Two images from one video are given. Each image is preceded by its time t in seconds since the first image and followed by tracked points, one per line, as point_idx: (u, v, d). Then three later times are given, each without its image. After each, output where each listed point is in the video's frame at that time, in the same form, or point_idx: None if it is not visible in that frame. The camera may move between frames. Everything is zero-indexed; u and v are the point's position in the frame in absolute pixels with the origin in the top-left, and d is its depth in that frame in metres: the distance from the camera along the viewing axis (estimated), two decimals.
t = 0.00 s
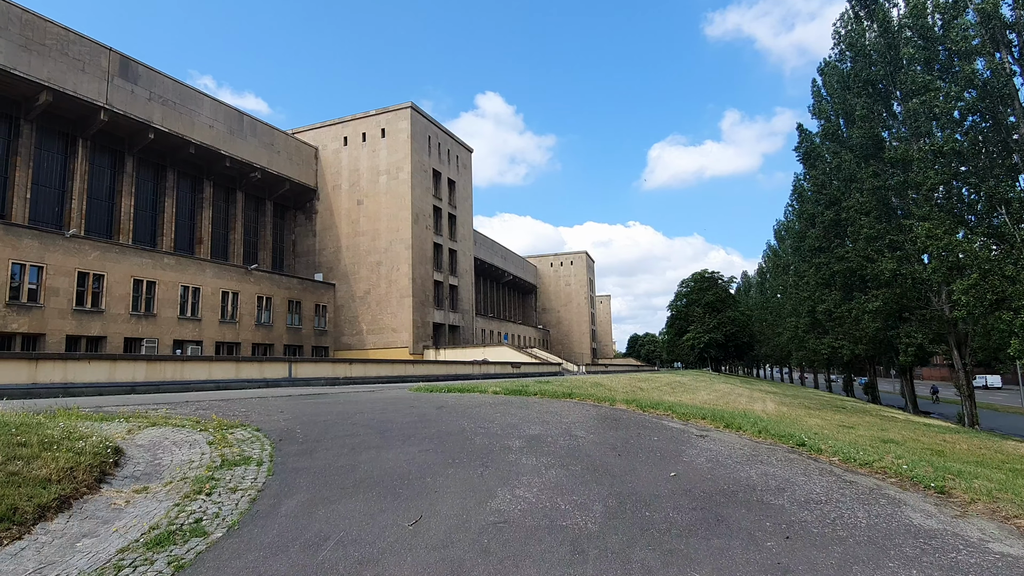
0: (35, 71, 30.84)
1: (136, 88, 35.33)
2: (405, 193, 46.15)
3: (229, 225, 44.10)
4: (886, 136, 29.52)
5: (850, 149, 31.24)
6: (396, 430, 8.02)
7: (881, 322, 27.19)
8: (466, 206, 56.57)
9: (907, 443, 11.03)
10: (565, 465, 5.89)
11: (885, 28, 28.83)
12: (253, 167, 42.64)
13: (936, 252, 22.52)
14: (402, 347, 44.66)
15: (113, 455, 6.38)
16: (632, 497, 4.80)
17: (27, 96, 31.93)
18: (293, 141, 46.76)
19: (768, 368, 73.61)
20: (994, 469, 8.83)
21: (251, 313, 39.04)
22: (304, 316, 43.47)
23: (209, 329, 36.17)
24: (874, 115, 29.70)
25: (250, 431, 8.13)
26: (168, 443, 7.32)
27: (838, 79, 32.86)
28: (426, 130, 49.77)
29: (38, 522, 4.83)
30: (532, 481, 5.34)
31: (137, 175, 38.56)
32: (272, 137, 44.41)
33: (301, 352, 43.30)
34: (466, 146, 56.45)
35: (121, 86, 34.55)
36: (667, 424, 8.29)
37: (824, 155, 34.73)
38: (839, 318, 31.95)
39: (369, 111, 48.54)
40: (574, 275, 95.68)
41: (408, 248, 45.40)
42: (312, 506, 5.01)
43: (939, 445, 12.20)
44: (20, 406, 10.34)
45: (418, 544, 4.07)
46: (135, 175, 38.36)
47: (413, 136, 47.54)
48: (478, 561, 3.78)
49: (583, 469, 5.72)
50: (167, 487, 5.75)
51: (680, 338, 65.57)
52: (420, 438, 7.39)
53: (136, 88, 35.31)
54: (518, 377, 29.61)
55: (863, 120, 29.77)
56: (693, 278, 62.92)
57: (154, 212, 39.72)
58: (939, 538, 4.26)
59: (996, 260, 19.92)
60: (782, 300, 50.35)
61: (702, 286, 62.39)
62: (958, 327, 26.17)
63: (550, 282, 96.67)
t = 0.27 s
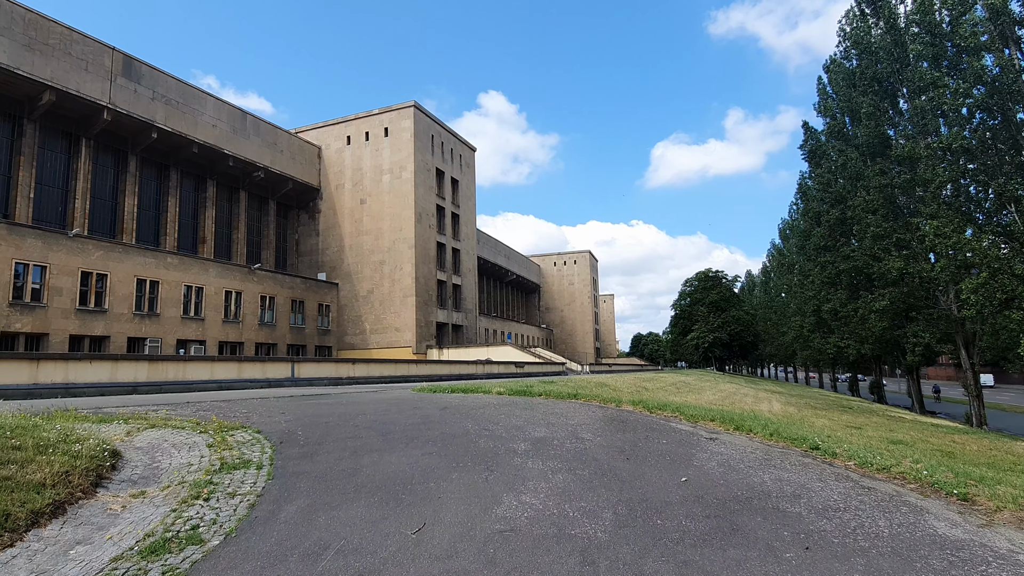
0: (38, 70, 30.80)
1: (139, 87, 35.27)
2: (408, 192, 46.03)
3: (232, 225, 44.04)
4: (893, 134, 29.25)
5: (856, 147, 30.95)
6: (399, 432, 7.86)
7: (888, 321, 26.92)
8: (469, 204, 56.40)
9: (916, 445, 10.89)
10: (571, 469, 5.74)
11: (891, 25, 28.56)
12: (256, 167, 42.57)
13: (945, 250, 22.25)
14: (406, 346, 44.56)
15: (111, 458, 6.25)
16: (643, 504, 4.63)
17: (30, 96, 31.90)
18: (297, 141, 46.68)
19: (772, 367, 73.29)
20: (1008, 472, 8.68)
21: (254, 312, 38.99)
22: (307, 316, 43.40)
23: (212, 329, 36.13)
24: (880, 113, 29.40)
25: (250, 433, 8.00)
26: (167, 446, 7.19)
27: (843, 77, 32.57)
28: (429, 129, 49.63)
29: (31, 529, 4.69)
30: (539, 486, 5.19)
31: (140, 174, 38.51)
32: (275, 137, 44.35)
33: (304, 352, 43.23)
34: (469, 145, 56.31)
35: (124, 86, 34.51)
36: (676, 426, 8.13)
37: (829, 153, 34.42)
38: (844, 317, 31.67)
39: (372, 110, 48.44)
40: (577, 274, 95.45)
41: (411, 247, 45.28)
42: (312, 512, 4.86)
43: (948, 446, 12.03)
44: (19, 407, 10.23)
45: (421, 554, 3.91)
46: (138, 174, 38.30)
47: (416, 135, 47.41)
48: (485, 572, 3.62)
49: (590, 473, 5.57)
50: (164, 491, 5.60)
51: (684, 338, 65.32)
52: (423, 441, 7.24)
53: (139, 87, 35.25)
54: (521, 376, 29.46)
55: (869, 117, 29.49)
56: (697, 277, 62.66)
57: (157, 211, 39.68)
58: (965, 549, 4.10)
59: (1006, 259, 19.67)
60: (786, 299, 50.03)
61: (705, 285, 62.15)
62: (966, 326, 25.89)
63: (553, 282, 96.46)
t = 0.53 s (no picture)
0: (42, 70, 30.79)
1: (142, 87, 35.25)
2: (411, 191, 45.94)
3: (235, 224, 44.02)
4: (899, 132, 29.03)
5: (861, 145, 30.71)
6: (404, 434, 7.75)
7: (894, 321, 26.70)
8: (473, 203, 56.29)
9: (927, 446, 10.78)
10: (579, 473, 5.63)
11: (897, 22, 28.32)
12: (259, 166, 42.53)
13: (954, 249, 22.03)
14: (409, 346, 44.49)
15: (112, 461, 6.15)
16: (655, 511, 4.51)
17: (34, 96, 31.90)
18: (300, 140, 46.63)
19: (777, 366, 72.99)
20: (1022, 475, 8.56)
21: (258, 312, 38.96)
22: (310, 315, 43.36)
23: (216, 328, 36.11)
24: (886, 111, 29.15)
25: (253, 435, 7.90)
26: (168, 449, 7.09)
27: (848, 75, 32.33)
28: (432, 128, 49.53)
29: (29, 535, 4.60)
30: (548, 492, 5.08)
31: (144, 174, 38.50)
32: (278, 136, 44.30)
33: (308, 351, 43.20)
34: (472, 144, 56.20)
35: (127, 85, 34.48)
36: (685, 429, 8.02)
37: (834, 151, 34.16)
38: (850, 316, 31.41)
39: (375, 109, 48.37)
40: (581, 273, 95.26)
41: (415, 247, 45.21)
42: (315, 519, 4.74)
43: (957, 447, 11.89)
44: (21, 408, 10.17)
45: (427, 565, 3.79)
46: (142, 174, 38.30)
47: (419, 134, 47.31)
48: None
49: (599, 478, 5.46)
50: (165, 496, 5.51)
51: (688, 337, 65.08)
52: (428, 443, 7.12)
53: (142, 87, 35.23)
54: (525, 376, 29.34)
55: (875, 115, 29.24)
56: (701, 276, 62.45)
57: (161, 211, 39.67)
58: (993, 560, 3.98)
59: (1016, 258, 19.43)
60: (791, 298, 49.78)
61: (710, 284, 61.91)
62: (974, 325, 25.64)
63: (557, 281, 96.27)
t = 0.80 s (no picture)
0: (44, 69, 30.75)
1: (145, 86, 35.19)
2: (414, 190, 45.85)
3: (238, 223, 43.99)
4: (905, 129, 28.77)
5: (867, 143, 30.44)
6: (409, 434, 7.64)
7: (901, 319, 26.47)
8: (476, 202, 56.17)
9: (937, 446, 10.67)
10: (590, 475, 5.53)
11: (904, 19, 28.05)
12: (262, 165, 42.49)
13: (962, 247, 21.80)
14: (412, 345, 44.42)
15: (113, 462, 6.04)
16: (671, 514, 4.46)
17: (37, 95, 31.86)
18: (302, 139, 46.55)
19: (780, 365, 72.69)
20: None
21: (261, 311, 38.90)
22: (313, 314, 43.30)
23: (219, 327, 36.07)
24: (892, 108, 28.88)
25: (256, 435, 7.79)
26: (171, 449, 6.99)
27: (853, 72, 32.07)
28: (435, 127, 49.41)
29: (29, 538, 4.49)
30: (558, 494, 4.98)
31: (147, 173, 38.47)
32: (281, 135, 44.22)
33: (311, 350, 43.14)
34: (475, 143, 56.07)
35: (130, 84, 34.42)
36: (698, 429, 7.90)
37: (839, 149, 33.87)
38: (856, 315, 31.16)
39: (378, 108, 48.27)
40: (583, 272, 95.03)
41: (418, 245, 45.12)
42: (321, 521, 4.63)
43: (968, 446, 11.75)
44: (23, 407, 10.07)
45: (437, 569, 3.69)
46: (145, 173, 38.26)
47: (422, 133, 47.20)
48: None
49: (611, 479, 5.37)
50: (168, 497, 5.40)
51: (691, 336, 64.91)
52: (434, 443, 7.01)
53: (145, 86, 35.17)
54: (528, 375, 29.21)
55: (881, 112, 28.99)
56: (705, 274, 62.23)
57: (164, 210, 39.63)
58: None
59: None
60: (795, 297, 49.50)
61: (713, 283, 61.69)
62: (981, 324, 25.40)
63: (559, 280, 96.07)
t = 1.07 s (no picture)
0: (45, 68, 30.66)
1: (146, 85, 35.10)
2: (416, 189, 45.77)
3: (240, 222, 43.91)
4: (909, 127, 28.59)
5: (870, 141, 30.25)
6: (416, 435, 7.55)
7: (905, 318, 26.32)
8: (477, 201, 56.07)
9: (944, 445, 10.64)
10: (603, 478, 5.53)
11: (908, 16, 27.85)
12: (264, 164, 42.43)
13: (968, 246, 21.66)
14: (414, 344, 44.36)
15: (116, 464, 5.95)
16: (687, 518, 4.59)
17: (38, 94, 31.79)
18: (304, 138, 46.45)
19: (783, 364, 72.49)
20: None
21: (263, 311, 38.84)
22: (315, 313, 43.24)
23: (221, 327, 36.01)
24: (896, 106, 28.68)
25: (261, 437, 7.71)
26: (174, 450, 6.90)
27: (857, 70, 31.88)
28: (437, 125, 49.31)
29: (31, 543, 4.39)
30: (571, 499, 5.00)
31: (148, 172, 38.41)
32: (282, 134, 44.11)
33: (313, 349, 43.08)
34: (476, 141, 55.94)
35: (131, 83, 34.32)
36: (710, 431, 7.85)
37: (842, 147, 33.66)
38: (859, 314, 31.00)
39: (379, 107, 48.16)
40: (585, 271, 94.86)
41: (420, 245, 45.05)
42: (328, 526, 4.55)
43: (974, 446, 11.69)
44: (25, 408, 9.99)
45: None
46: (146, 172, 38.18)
47: (424, 132, 47.10)
48: None
49: (624, 483, 5.40)
50: (172, 501, 5.30)
51: (693, 334, 64.80)
52: (440, 444, 6.93)
53: (146, 85, 35.08)
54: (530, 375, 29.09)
55: (885, 110, 28.83)
56: (707, 273, 62.11)
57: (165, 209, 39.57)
58: None
59: None
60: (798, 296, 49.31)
61: (715, 282, 61.58)
62: (986, 323, 25.24)
63: (561, 279, 95.95)
